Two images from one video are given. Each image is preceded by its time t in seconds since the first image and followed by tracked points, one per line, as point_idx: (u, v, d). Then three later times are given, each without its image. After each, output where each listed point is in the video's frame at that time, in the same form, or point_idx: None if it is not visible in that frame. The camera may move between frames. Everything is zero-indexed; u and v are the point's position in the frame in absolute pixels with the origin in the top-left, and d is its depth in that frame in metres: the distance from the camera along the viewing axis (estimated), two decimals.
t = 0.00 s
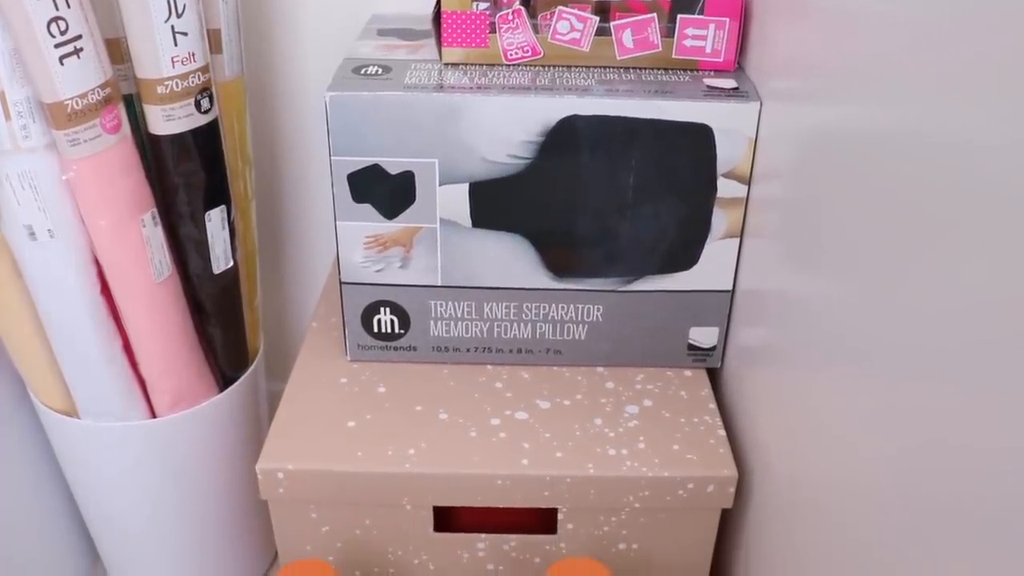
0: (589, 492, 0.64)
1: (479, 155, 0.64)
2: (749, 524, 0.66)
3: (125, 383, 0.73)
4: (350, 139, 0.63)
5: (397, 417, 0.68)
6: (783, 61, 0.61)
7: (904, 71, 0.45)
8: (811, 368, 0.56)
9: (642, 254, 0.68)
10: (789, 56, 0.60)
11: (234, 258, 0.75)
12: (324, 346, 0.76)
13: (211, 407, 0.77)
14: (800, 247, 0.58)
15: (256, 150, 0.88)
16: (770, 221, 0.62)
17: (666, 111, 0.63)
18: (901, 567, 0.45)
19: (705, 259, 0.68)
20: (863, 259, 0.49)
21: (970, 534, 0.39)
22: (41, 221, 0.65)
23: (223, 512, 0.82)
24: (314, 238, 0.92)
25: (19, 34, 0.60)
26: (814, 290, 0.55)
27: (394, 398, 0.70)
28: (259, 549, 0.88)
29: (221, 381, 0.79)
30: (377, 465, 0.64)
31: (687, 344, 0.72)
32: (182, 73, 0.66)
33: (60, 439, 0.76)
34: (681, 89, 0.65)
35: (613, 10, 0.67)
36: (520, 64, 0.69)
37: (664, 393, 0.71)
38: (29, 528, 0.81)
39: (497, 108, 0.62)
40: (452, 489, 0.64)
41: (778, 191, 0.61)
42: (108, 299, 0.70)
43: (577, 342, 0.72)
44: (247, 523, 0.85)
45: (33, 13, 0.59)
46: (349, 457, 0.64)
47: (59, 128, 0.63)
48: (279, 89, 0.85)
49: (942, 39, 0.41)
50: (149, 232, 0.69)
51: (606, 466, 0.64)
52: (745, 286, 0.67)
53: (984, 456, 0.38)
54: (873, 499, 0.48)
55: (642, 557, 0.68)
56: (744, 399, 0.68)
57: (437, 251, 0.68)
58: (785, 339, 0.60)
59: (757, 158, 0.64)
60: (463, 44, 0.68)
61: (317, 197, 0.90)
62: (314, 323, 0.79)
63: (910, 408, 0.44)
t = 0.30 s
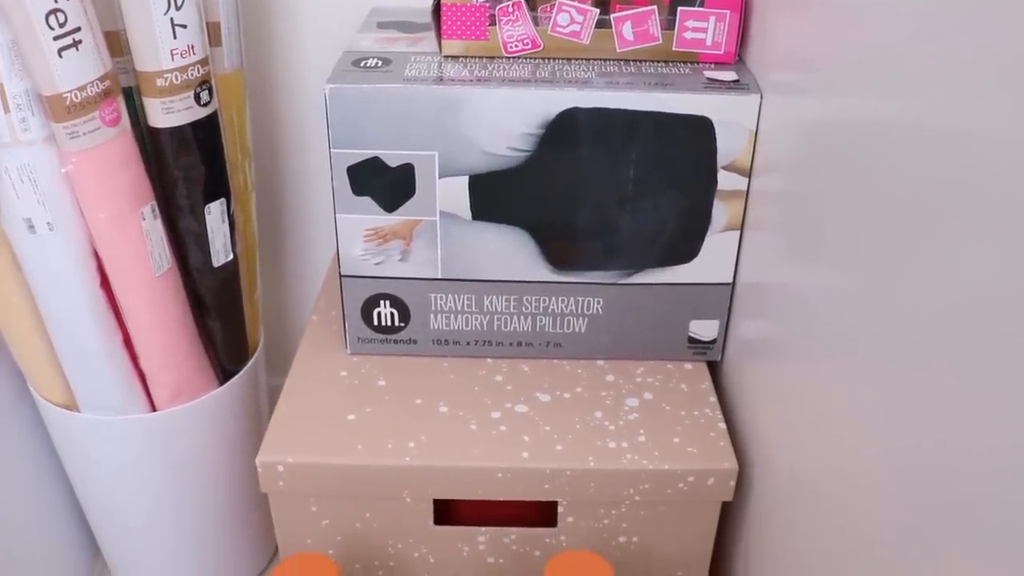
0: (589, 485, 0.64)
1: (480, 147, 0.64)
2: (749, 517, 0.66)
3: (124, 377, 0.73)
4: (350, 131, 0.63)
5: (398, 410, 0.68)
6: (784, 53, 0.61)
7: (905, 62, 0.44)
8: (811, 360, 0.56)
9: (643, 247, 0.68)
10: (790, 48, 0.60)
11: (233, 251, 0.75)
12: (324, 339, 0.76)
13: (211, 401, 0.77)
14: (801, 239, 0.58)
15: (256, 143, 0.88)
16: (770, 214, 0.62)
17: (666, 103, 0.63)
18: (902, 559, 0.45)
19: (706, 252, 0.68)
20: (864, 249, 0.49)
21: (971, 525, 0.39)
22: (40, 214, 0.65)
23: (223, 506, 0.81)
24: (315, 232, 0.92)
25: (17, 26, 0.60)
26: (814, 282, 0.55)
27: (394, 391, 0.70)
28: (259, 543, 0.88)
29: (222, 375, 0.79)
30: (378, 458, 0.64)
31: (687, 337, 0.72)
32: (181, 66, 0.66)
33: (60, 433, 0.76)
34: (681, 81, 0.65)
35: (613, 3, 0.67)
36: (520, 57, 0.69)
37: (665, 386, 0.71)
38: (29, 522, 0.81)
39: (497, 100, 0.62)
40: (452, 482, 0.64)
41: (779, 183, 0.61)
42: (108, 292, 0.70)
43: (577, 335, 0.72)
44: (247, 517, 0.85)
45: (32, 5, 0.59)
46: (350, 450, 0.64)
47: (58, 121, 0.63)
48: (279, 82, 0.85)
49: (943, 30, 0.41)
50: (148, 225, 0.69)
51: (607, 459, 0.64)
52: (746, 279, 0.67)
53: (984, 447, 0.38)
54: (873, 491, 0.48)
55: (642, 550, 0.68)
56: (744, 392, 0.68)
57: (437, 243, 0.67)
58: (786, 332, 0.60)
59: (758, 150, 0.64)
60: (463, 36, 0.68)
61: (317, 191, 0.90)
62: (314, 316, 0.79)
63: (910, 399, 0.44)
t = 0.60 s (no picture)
0: (589, 478, 0.64)
1: (480, 140, 0.64)
2: (750, 510, 0.66)
3: (124, 371, 0.73)
4: (350, 124, 0.63)
5: (398, 403, 0.68)
6: (784, 46, 0.61)
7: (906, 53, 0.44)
8: (812, 352, 0.56)
9: (643, 240, 0.68)
10: (791, 41, 0.60)
11: (234, 245, 0.75)
12: (324, 333, 0.76)
13: (211, 394, 0.77)
14: (802, 232, 0.58)
15: (256, 137, 0.88)
16: (771, 207, 0.62)
17: (667, 95, 0.63)
18: (903, 551, 0.45)
19: (707, 245, 0.68)
20: (864, 240, 0.49)
21: (972, 517, 0.39)
22: (40, 208, 0.65)
23: (223, 499, 0.82)
24: (315, 225, 0.92)
25: (17, 19, 0.59)
26: (815, 274, 0.55)
27: (394, 384, 0.70)
28: (259, 537, 0.88)
29: (222, 368, 0.79)
30: (378, 451, 0.64)
31: (688, 331, 0.72)
32: (181, 58, 0.66)
33: (60, 426, 0.76)
34: (682, 74, 0.65)
35: None
36: (521, 49, 0.68)
37: (665, 379, 0.71)
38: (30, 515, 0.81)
39: (498, 93, 0.62)
40: (453, 476, 0.64)
41: (780, 175, 0.61)
42: (108, 286, 0.70)
43: (577, 328, 0.72)
44: (248, 511, 0.85)
45: None
46: (350, 443, 0.64)
47: (58, 114, 0.63)
48: (279, 76, 0.84)
49: (945, 21, 0.41)
50: (148, 218, 0.69)
51: (607, 452, 0.64)
52: (746, 272, 0.67)
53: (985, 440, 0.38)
54: (873, 482, 0.48)
55: (643, 544, 0.68)
56: (745, 385, 0.68)
57: (437, 236, 0.67)
58: (786, 324, 0.60)
59: (759, 143, 0.64)
60: (463, 29, 0.68)
61: (318, 184, 0.90)
62: (314, 310, 0.79)
63: (911, 391, 0.44)
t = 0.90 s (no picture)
0: (590, 470, 0.64)
1: (481, 131, 0.63)
2: (752, 502, 0.66)
3: (125, 362, 0.73)
4: (351, 115, 0.63)
5: (399, 394, 0.68)
6: (786, 37, 0.60)
7: (908, 43, 0.44)
8: (813, 343, 0.56)
9: (645, 232, 0.68)
10: (792, 32, 0.59)
11: (235, 237, 0.75)
12: (325, 324, 0.76)
13: (212, 386, 0.77)
14: (803, 223, 0.58)
15: (256, 129, 0.88)
16: (773, 198, 0.62)
17: (668, 87, 0.62)
18: (904, 541, 0.45)
19: (708, 237, 0.68)
20: (866, 229, 0.49)
21: (973, 506, 0.39)
22: (40, 199, 0.65)
23: (223, 491, 0.82)
24: (316, 218, 0.92)
25: (17, 10, 0.59)
26: (816, 264, 0.55)
27: (396, 376, 0.70)
28: (260, 529, 0.88)
29: (222, 360, 0.79)
30: (379, 443, 0.64)
31: (690, 323, 0.72)
32: (182, 49, 0.65)
33: (61, 418, 0.76)
34: (684, 65, 0.65)
35: None
36: (522, 41, 0.68)
37: (666, 371, 0.71)
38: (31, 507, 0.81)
39: (499, 84, 0.62)
40: (454, 467, 0.64)
41: (781, 167, 0.61)
42: (109, 277, 0.70)
43: (578, 320, 0.72)
44: (249, 503, 0.85)
45: None
46: (351, 435, 0.64)
47: (58, 104, 0.62)
48: (280, 68, 0.84)
49: (947, 9, 0.41)
50: (149, 210, 0.68)
51: (609, 444, 0.64)
52: (748, 264, 0.67)
53: (986, 428, 0.38)
54: (874, 473, 0.48)
55: (644, 535, 0.68)
56: (746, 377, 0.68)
57: (439, 228, 0.67)
58: (788, 316, 0.60)
59: (760, 135, 0.64)
60: (464, 20, 0.67)
61: (318, 176, 0.90)
62: (315, 302, 0.79)
63: (912, 380, 0.44)
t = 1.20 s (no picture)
0: (592, 458, 0.64)
1: (482, 119, 0.63)
2: (753, 491, 0.66)
3: (126, 351, 0.73)
4: (352, 102, 0.63)
5: (400, 383, 0.68)
6: (789, 24, 0.60)
7: (912, 28, 0.44)
8: (815, 331, 0.56)
9: (646, 220, 0.67)
10: (795, 19, 0.59)
11: (235, 225, 0.75)
12: (325, 313, 0.76)
13: (213, 376, 0.77)
14: (806, 210, 0.57)
15: (257, 118, 0.87)
16: (775, 186, 0.62)
17: (671, 74, 0.62)
18: (906, 526, 0.45)
19: (710, 225, 0.68)
20: (868, 215, 0.48)
21: (975, 492, 0.39)
22: (41, 186, 0.64)
23: (224, 480, 0.82)
24: (317, 208, 0.92)
25: None
26: (819, 250, 0.55)
27: (397, 365, 0.70)
28: (261, 519, 0.89)
29: (223, 349, 0.79)
30: (380, 431, 0.64)
31: (691, 312, 0.72)
32: (182, 37, 0.65)
33: (62, 406, 0.76)
34: (686, 52, 0.64)
35: None
36: (524, 28, 0.68)
37: (668, 360, 0.71)
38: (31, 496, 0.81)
39: (501, 71, 0.62)
40: (455, 456, 0.64)
41: (784, 155, 0.61)
42: (109, 266, 0.70)
43: (580, 309, 0.72)
44: (249, 493, 0.85)
45: None
46: (352, 423, 0.64)
47: (58, 92, 0.62)
48: (281, 57, 0.84)
49: None
50: (149, 198, 0.68)
51: (611, 432, 0.64)
52: (750, 253, 0.67)
53: (989, 414, 0.38)
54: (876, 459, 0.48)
55: (646, 524, 0.68)
56: (748, 366, 0.68)
57: (440, 216, 0.67)
58: (790, 304, 0.60)
59: (763, 122, 0.64)
60: (465, 8, 0.67)
61: (319, 166, 0.90)
62: (315, 291, 0.79)
63: (915, 366, 0.43)
